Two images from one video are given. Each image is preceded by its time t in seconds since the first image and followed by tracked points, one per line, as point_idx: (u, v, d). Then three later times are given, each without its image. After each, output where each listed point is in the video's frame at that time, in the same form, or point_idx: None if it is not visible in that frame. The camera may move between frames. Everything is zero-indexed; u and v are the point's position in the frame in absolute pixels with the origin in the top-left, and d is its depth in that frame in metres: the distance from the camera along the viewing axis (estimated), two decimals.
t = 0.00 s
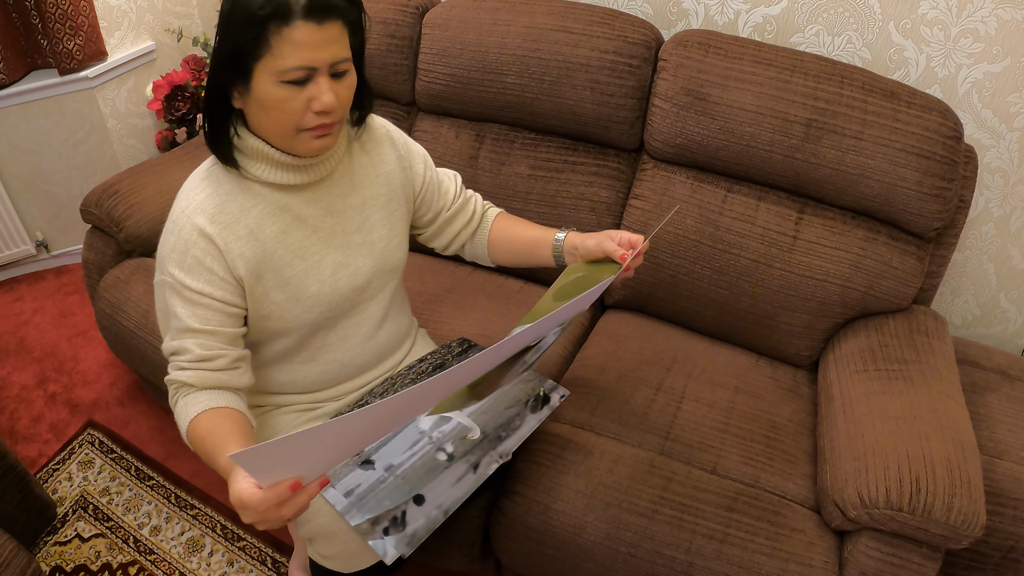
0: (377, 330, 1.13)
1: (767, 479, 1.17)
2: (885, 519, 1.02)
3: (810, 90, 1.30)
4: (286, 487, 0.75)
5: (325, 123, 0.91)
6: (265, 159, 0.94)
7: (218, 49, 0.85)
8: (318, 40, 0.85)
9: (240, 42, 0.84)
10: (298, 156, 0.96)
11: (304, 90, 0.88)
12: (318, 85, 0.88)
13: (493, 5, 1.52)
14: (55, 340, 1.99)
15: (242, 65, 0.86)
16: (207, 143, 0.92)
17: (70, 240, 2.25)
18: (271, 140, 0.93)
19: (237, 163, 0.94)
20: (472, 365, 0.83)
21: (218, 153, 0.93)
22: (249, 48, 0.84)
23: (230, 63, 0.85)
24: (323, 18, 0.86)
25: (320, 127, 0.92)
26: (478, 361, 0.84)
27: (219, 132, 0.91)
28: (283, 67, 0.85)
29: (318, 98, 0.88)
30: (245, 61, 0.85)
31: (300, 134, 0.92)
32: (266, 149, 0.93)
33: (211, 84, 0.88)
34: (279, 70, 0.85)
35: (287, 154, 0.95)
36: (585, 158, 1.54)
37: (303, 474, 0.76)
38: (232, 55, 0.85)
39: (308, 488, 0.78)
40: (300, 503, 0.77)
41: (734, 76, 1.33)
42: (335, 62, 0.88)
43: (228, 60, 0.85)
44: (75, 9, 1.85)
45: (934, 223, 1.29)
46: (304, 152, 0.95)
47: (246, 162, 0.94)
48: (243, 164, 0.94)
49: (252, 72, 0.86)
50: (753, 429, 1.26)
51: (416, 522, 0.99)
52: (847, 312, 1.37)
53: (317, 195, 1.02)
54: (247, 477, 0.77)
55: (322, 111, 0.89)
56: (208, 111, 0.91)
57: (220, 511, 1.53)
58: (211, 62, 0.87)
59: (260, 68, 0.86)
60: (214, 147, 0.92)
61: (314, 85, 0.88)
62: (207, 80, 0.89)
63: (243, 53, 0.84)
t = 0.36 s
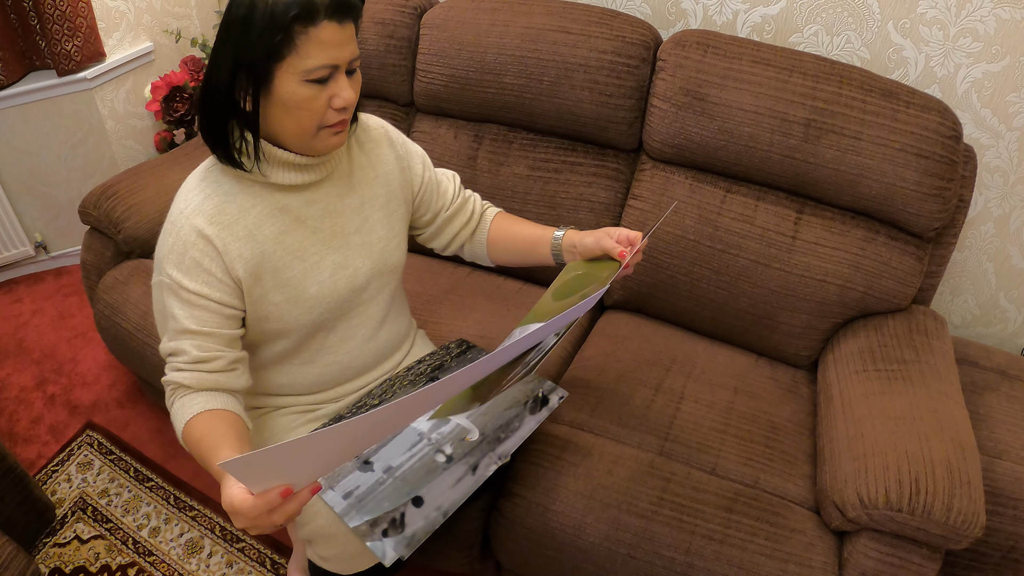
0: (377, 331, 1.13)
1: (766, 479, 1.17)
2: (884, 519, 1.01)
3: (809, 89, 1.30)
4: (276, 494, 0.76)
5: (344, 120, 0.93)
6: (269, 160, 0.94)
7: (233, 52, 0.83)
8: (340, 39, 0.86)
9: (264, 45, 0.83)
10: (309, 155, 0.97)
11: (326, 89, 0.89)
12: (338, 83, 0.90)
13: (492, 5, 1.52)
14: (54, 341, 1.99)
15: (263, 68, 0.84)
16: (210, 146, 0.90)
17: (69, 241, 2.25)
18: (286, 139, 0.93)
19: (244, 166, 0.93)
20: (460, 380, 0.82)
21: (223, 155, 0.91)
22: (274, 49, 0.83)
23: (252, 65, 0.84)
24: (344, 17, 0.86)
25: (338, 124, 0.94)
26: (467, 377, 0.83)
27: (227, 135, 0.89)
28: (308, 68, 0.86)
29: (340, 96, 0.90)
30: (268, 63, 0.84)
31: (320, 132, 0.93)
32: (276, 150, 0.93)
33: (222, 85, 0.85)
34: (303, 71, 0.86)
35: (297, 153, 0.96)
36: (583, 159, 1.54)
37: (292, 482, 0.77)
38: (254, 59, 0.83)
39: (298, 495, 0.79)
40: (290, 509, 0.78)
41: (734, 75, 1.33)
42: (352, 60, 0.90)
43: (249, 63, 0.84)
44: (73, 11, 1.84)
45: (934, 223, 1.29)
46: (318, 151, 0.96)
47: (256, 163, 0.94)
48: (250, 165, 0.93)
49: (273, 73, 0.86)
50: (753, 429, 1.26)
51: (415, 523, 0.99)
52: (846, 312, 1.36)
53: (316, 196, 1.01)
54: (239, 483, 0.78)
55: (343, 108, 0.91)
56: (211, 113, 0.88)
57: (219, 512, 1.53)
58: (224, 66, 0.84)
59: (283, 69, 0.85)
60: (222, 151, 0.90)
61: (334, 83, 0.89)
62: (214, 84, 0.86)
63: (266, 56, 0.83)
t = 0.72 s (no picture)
0: (377, 329, 1.13)
1: (767, 480, 1.17)
2: (885, 520, 1.01)
3: (810, 89, 1.29)
4: (276, 491, 0.76)
5: (347, 117, 0.93)
6: (272, 155, 0.94)
7: (238, 47, 0.83)
8: (344, 35, 0.86)
9: (268, 41, 0.82)
10: (309, 151, 0.97)
11: (329, 85, 0.89)
12: (342, 80, 0.89)
13: (492, 3, 1.52)
14: (53, 339, 1.99)
15: (267, 63, 0.84)
16: (213, 141, 0.90)
17: (68, 239, 2.25)
18: (289, 135, 0.93)
19: (247, 162, 0.93)
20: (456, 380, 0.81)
21: (225, 151, 0.90)
22: (279, 45, 0.83)
23: (256, 60, 0.83)
24: (348, 13, 0.86)
25: (341, 120, 0.93)
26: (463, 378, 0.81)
27: (230, 130, 0.89)
28: (313, 64, 0.85)
29: (344, 92, 0.90)
30: (273, 58, 0.84)
31: (323, 129, 0.93)
32: (278, 146, 0.93)
33: (226, 80, 0.85)
34: (307, 67, 0.86)
35: (300, 150, 0.96)
36: (584, 157, 1.54)
37: (293, 479, 0.76)
38: (258, 54, 0.83)
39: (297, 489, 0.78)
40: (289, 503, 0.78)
41: (735, 74, 1.33)
42: (356, 57, 0.90)
43: (254, 57, 0.83)
44: (73, 9, 1.84)
45: (935, 222, 1.28)
46: (319, 147, 0.96)
47: (257, 157, 0.93)
48: (254, 162, 0.93)
49: (277, 69, 0.85)
50: (753, 429, 1.26)
51: (414, 523, 0.99)
52: (846, 311, 1.36)
53: (317, 193, 1.01)
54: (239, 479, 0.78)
55: (347, 104, 0.91)
56: (213, 108, 0.87)
57: (218, 511, 1.53)
58: (228, 61, 0.84)
59: (287, 64, 0.85)
60: (224, 147, 0.90)
61: (338, 80, 0.89)
62: (217, 79, 0.85)
63: (270, 52, 0.83)
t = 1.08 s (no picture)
0: (378, 331, 1.13)
1: (768, 482, 1.17)
2: (886, 522, 1.01)
3: (812, 90, 1.29)
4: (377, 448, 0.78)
5: (341, 117, 0.92)
6: (273, 155, 0.94)
7: (233, 45, 0.83)
8: (338, 34, 0.86)
9: (261, 39, 0.82)
10: (309, 151, 0.96)
11: (323, 84, 0.88)
12: (336, 79, 0.89)
13: (494, 5, 1.52)
14: (55, 340, 1.99)
15: (260, 61, 0.84)
16: (212, 138, 0.91)
17: (70, 240, 2.25)
18: (283, 134, 0.93)
19: (245, 161, 0.93)
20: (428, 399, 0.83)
21: (224, 149, 0.91)
22: (270, 43, 0.83)
23: (249, 59, 0.84)
24: (343, 12, 0.86)
25: (336, 120, 0.93)
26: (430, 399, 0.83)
27: (228, 127, 0.89)
28: (304, 62, 0.85)
29: (337, 92, 0.89)
30: (265, 56, 0.84)
31: (316, 128, 0.92)
32: (275, 145, 0.93)
33: (223, 79, 0.86)
34: (300, 66, 0.86)
35: (297, 149, 0.95)
36: (585, 159, 1.54)
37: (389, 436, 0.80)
38: (251, 52, 0.83)
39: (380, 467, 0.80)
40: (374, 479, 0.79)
41: (736, 76, 1.33)
42: (351, 57, 0.90)
43: (247, 56, 0.84)
44: (75, 9, 1.84)
45: (936, 224, 1.28)
46: (316, 147, 0.95)
47: (255, 158, 0.94)
48: (251, 161, 0.94)
49: (269, 68, 0.85)
50: (754, 431, 1.26)
51: (415, 525, 0.98)
52: (848, 313, 1.36)
53: (320, 193, 1.01)
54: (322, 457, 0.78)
55: (341, 104, 0.91)
56: (214, 106, 0.88)
57: (220, 512, 1.53)
58: (224, 59, 0.84)
59: (279, 63, 0.85)
60: (223, 145, 0.91)
61: (331, 79, 0.89)
62: (214, 77, 0.86)
63: (263, 50, 0.83)
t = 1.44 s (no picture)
0: (377, 329, 1.12)
1: (767, 482, 1.16)
2: (886, 523, 1.00)
3: (812, 88, 1.28)
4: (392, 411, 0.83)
5: (337, 114, 0.91)
6: (273, 153, 0.93)
7: (228, 41, 0.83)
8: (332, 31, 0.85)
9: (254, 35, 0.82)
10: (310, 149, 0.95)
11: (318, 81, 0.88)
12: (331, 76, 0.88)
13: (492, 2, 1.51)
14: (52, 339, 1.98)
15: (254, 59, 0.84)
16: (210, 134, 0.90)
17: (68, 238, 2.24)
18: (280, 132, 0.92)
19: (242, 157, 0.92)
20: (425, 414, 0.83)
21: (222, 147, 0.90)
22: (262, 40, 0.83)
23: (242, 57, 0.83)
24: (338, 9, 0.86)
25: (333, 117, 0.92)
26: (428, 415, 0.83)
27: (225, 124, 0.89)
28: (298, 59, 0.85)
29: (332, 89, 0.89)
30: (259, 53, 0.84)
31: (313, 126, 0.91)
32: (272, 141, 0.92)
33: (218, 77, 0.85)
34: (293, 62, 0.85)
35: (296, 146, 0.94)
36: (584, 157, 1.53)
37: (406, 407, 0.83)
38: (244, 50, 0.83)
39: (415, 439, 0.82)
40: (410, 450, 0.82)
41: (735, 74, 1.32)
42: (347, 53, 0.89)
43: (241, 54, 0.83)
44: (72, 7, 1.83)
45: (937, 223, 1.27)
46: (313, 145, 0.94)
47: (252, 156, 0.92)
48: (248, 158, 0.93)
49: (264, 65, 0.85)
50: (753, 431, 1.25)
51: (414, 524, 0.98)
52: (847, 313, 1.36)
53: (320, 191, 1.00)
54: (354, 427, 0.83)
55: (337, 102, 0.90)
56: (210, 105, 0.88)
57: (217, 511, 1.52)
58: (220, 54, 0.84)
59: (273, 60, 0.85)
60: (218, 140, 0.90)
61: (327, 76, 0.88)
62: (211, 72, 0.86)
63: (257, 47, 0.83)
